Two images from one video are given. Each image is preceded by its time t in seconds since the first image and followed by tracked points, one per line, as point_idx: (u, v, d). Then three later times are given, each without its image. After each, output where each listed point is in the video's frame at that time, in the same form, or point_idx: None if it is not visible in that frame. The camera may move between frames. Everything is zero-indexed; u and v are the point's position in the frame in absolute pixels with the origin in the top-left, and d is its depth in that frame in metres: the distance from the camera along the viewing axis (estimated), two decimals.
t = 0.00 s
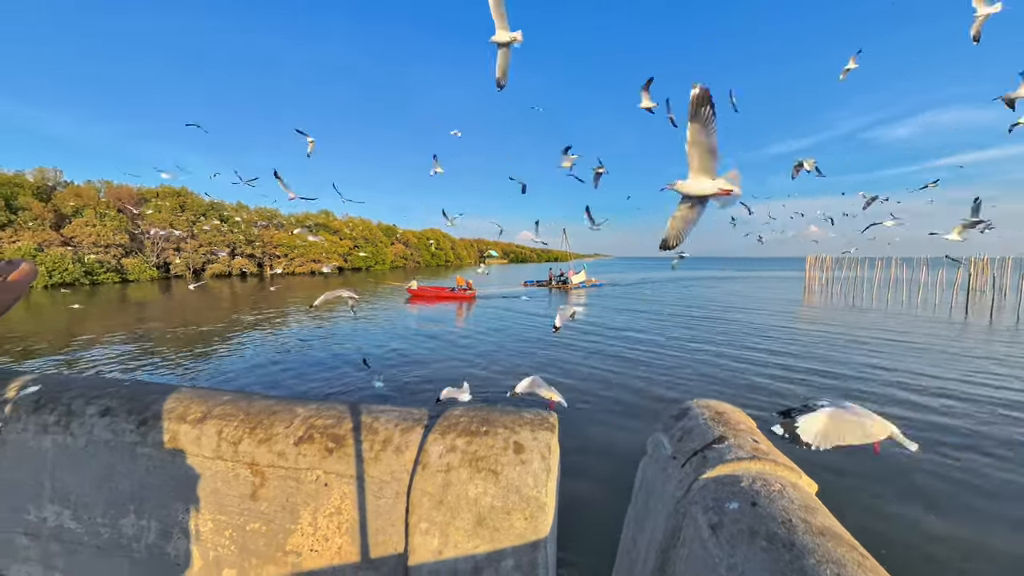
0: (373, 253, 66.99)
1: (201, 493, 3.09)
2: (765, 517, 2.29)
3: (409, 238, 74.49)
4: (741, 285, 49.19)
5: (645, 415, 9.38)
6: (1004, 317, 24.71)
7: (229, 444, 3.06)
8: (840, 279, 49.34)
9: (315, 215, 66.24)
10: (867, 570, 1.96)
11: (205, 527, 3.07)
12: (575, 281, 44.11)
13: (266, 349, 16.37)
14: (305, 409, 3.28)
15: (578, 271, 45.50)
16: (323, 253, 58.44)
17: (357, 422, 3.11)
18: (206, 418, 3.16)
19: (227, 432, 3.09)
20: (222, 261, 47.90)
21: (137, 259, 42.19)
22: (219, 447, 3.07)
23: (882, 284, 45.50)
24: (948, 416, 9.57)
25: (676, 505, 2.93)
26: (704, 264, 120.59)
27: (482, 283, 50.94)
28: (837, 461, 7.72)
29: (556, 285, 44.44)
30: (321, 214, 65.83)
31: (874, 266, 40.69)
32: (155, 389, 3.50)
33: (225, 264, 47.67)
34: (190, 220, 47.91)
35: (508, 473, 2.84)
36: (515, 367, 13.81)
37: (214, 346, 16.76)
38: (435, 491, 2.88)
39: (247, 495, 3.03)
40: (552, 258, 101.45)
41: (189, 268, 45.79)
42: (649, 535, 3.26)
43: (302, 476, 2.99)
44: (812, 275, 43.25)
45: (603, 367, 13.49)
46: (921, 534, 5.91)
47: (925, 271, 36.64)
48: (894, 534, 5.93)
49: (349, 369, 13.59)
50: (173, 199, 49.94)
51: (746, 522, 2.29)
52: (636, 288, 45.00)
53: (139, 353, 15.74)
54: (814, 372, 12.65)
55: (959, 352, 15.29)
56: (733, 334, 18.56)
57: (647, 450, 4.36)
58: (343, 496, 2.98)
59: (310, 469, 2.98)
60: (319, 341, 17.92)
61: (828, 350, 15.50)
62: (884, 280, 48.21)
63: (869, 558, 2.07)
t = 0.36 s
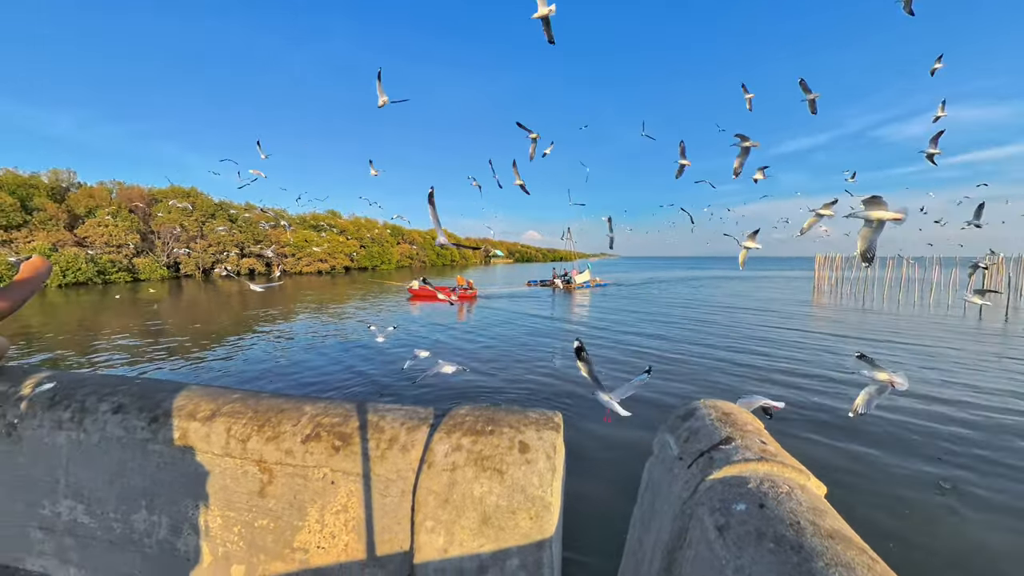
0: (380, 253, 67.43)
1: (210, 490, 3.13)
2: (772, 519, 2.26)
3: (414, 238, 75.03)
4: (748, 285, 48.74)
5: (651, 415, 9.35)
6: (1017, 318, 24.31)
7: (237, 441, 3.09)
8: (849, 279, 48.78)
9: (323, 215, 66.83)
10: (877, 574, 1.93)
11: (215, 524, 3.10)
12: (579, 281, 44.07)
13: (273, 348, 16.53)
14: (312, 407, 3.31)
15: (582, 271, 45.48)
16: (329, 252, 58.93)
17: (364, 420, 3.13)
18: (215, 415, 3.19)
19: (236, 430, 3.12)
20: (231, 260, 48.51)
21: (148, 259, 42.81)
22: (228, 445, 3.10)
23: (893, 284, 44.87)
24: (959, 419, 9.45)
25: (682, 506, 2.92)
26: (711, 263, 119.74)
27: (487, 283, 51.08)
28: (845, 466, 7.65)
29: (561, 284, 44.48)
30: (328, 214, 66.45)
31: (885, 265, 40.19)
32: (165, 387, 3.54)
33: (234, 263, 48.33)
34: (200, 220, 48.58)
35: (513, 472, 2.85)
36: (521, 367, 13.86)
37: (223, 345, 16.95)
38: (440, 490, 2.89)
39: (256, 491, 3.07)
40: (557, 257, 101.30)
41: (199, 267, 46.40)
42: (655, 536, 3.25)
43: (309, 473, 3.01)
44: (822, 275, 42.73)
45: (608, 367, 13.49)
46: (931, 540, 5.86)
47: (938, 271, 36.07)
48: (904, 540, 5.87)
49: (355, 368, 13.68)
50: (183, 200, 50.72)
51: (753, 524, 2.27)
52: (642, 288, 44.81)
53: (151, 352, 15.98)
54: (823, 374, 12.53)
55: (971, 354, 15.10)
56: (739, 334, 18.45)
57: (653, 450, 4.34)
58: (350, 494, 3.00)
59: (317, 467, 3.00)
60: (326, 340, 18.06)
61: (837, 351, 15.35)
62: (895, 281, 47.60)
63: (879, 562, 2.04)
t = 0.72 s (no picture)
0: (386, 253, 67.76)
1: (219, 486, 3.17)
2: (780, 521, 2.24)
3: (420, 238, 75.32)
4: (756, 284, 48.28)
5: (657, 416, 9.30)
6: None
7: (246, 439, 3.12)
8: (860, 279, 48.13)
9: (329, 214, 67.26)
10: None
11: (223, 520, 3.14)
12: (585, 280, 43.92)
13: (282, 347, 16.68)
14: (319, 405, 3.33)
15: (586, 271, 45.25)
16: (336, 251, 59.30)
17: (370, 419, 3.14)
18: (224, 413, 3.23)
19: (244, 427, 3.15)
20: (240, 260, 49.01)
21: (159, 259, 43.40)
22: (237, 442, 3.14)
23: (905, 284, 44.20)
24: (972, 422, 9.32)
25: (688, 507, 2.90)
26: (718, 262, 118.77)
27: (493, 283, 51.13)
28: (855, 470, 7.56)
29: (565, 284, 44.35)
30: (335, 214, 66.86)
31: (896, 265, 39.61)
32: (175, 384, 3.58)
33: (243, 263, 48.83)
34: (209, 220, 49.11)
35: (518, 472, 2.85)
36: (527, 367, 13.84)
37: (232, 344, 17.12)
38: (446, 488, 2.90)
39: (263, 488, 3.10)
40: (563, 257, 101.10)
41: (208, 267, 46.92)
42: (660, 537, 3.24)
43: (316, 471, 3.04)
44: (832, 274, 42.22)
45: (614, 368, 13.44)
46: (942, 546, 5.78)
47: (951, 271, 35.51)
48: (916, 547, 5.78)
49: (362, 367, 13.76)
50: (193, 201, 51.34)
51: (761, 526, 2.25)
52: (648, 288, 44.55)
53: (162, 350, 16.17)
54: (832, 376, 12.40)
55: (983, 355, 14.88)
56: (747, 335, 18.29)
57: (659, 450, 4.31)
58: (356, 492, 3.02)
59: (324, 465, 3.03)
60: (333, 339, 18.17)
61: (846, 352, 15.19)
62: (907, 280, 46.86)
63: (888, 565, 2.02)
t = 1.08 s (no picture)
0: (392, 253, 68.04)
1: (226, 483, 3.21)
2: (787, 523, 2.22)
3: (426, 238, 75.59)
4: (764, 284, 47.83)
5: (663, 416, 9.25)
6: None
7: (253, 437, 3.15)
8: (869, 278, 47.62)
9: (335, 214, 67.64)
10: None
11: (231, 517, 3.18)
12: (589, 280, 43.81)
13: (288, 346, 16.80)
14: (325, 404, 3.35)
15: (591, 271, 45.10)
16: (342, 251, 59.60)
17: (376, 418, 3.16)
18: (231, 411, 3.26)
19: (252, 425, 3.18)
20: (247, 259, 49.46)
21: (168, 259, 43.94)
22: (244, 440, 3.16)
23: (915, 283, 43.63)
24: (983, 424, 9.19)
25: (694, 508, 2.88)
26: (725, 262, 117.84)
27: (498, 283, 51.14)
28: (864, 473, 7.48)
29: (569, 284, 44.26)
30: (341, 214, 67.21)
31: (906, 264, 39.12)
32: (184, 382, 3.63)
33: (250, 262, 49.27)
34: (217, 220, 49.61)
35: (523, 471, 2.84)
36: (532, 367, 13.83)
37: (240, 343, 17.27)
38: (451, 488, 2.90)
39: (270, 486, 3.13)
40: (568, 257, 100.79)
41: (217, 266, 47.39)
42: (666, 538, 3.21)
43: (322, 468, 3.06)
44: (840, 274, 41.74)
45: (619, 368, 13.38)
46: (953, 550, 5.71)
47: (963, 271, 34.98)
48: (925, 551, 5.71)
49: (368, 367, 13.83)
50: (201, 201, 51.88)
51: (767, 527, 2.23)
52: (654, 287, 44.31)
53: (172, 349, 16.36)
54: (840, 377, 12.27)
55: (995, 356, 14.68)
56: (753, 335, 18.15)
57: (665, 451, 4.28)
58: (362, 490, 3.04)
59: (330, 463, 3.05)
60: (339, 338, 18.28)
61: (854, 352, 15.03)
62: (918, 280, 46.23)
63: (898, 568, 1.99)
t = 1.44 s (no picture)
0: (398, 253, 68.38)
1: (235, 480, 3.24)
2: (795, 525, 2.19)
3: (431, 237, 75.80)
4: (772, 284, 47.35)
5: (669, 417, 9.20)
6: None
7: (261, 434, 3.19)
8: (878, 278, 47.11)
9: (342, 215, 68.08)
10: None
11: (240, 514, 3.21)
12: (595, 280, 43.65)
13: (296, 345, 16.93)
14: (331, 403, 3.37)
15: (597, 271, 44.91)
16: (349, 250, 59.98)
17: (382, 416, 3.18)
18: (240, 409, 3.29)
19: (260, 423, 3.22)
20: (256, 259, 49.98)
21: (179, 258, 44.54)
22: (252, 437, 3.20)
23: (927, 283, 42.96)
24: (997, 426, 9.03)
25: (700, 509, 2.86)
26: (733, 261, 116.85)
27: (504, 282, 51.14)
28: (874, 475, 7.39)
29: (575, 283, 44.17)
30: (348, 214, 67.65)
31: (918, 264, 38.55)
32: (194, 380, 3.67)
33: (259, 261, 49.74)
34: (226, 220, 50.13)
35: (528, 471, 2.84)
36: (538, 366, 13.82)
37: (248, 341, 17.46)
38: (456, 487, 2.91)
39: (278, 484, 3.16)
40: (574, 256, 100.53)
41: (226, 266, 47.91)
42: (673, 539, 3.19)
43: (329, 467, 3.09)
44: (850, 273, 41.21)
45: (626, 368, 13.32)
46: (965, 552, 5.62)
47: (976, 270, 34.37)
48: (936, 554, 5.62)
49: (374, 366, 13.92)
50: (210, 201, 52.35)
51: (775, 530, 2.20)
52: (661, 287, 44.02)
53: (182, 347, 16.56)
54: (850, 378, 12.12)
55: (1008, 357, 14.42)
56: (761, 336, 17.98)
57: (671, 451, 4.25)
58: (367, 488, 3.06)
59: (337, 461, 3.07)
60: (346, 337, 18.42)
61: (863, 353, 14.85)
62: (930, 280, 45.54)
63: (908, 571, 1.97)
